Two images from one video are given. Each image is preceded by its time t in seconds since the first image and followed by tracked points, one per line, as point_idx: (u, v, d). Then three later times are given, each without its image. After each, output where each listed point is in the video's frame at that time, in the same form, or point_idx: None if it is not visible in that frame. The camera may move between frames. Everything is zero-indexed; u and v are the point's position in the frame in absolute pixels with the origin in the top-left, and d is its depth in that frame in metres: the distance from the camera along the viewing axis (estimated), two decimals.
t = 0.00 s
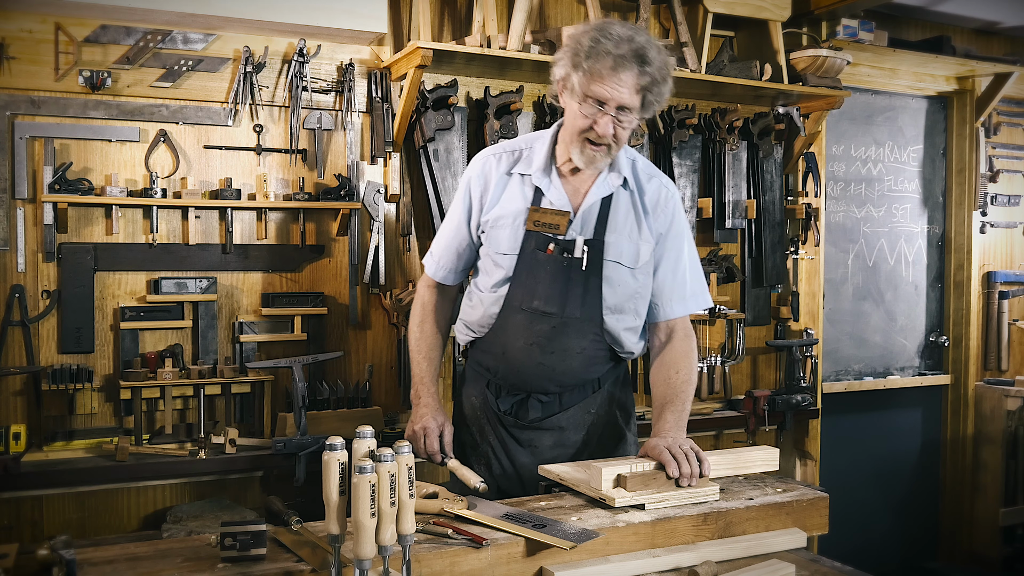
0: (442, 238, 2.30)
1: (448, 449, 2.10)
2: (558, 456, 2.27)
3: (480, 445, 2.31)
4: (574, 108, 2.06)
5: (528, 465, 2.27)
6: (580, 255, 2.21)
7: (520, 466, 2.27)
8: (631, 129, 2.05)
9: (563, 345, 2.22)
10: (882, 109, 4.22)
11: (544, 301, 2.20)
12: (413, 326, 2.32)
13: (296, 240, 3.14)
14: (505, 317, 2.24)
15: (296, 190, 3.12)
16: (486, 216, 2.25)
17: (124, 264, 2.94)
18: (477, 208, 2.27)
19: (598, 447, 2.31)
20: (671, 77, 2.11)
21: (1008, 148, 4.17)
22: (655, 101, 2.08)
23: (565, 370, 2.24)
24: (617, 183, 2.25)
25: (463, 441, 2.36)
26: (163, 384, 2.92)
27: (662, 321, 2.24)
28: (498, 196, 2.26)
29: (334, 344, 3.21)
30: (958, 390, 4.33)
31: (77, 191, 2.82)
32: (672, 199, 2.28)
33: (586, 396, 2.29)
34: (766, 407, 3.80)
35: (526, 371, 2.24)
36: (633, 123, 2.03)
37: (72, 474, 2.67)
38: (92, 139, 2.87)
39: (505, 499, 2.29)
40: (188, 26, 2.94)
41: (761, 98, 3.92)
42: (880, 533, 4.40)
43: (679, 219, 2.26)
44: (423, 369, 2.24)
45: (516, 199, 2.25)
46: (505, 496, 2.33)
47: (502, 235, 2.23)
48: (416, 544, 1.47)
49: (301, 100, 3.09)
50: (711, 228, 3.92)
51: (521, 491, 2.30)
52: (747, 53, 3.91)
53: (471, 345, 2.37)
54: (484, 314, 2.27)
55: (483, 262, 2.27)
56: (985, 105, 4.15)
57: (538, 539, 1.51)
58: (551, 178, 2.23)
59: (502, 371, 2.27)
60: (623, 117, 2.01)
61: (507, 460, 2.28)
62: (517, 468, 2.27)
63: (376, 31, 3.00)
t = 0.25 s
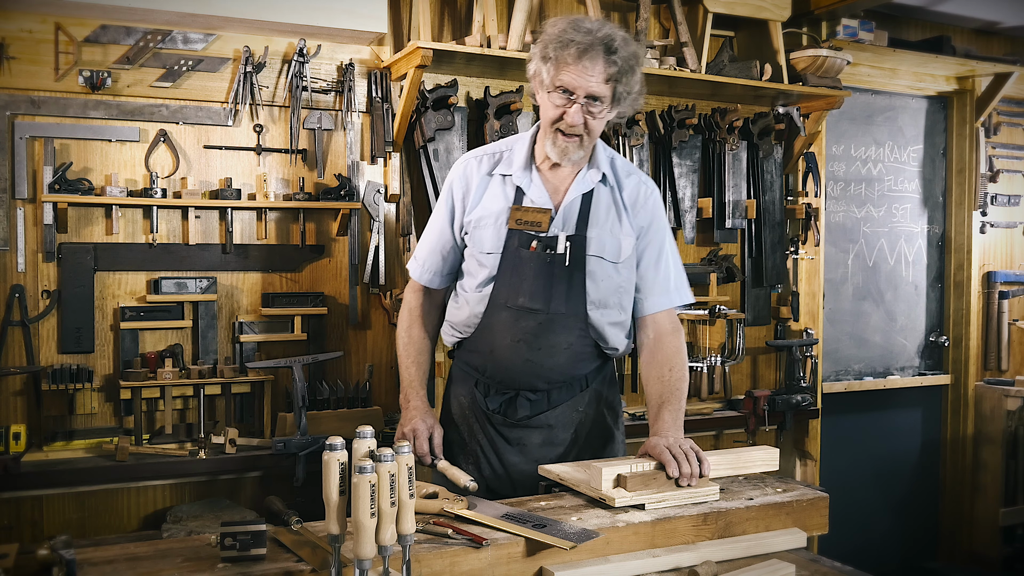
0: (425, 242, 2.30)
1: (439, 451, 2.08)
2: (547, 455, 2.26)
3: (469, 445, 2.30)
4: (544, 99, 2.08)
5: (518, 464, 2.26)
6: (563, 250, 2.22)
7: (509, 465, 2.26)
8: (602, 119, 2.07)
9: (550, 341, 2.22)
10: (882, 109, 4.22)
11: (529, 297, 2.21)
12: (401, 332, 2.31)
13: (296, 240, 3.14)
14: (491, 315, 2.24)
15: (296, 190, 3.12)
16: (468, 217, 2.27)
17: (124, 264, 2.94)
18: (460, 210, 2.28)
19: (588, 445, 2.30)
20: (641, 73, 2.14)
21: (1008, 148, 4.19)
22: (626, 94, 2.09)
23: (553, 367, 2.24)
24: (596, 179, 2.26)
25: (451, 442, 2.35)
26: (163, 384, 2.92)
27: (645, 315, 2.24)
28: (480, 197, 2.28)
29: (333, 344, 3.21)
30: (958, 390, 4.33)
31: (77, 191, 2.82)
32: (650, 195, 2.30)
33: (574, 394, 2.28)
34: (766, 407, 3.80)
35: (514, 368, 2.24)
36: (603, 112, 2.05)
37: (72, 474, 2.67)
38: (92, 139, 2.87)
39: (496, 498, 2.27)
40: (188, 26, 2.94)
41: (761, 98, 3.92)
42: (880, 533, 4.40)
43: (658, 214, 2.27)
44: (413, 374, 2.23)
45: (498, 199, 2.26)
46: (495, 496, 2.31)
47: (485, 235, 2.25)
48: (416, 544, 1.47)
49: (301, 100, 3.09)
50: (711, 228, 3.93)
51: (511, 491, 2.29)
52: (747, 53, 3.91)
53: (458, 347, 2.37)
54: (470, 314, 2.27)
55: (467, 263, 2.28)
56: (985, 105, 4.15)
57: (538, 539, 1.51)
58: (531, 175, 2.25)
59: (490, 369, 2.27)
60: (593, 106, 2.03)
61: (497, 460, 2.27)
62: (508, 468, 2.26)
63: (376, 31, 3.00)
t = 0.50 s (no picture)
0: (414, 245, 2.30)
1: (436, 449, 2.03)
2: (547, 451, 2.27)
3: (468, 446, 2.30)
4: (529, 102, 2.08)
5: (518, 462, 2.27)
6: (553, 250, 2.22)
7: (510, 463, 2.26)
8: (586, 122, 2.07)
9: (545, 340, 2.23)
10: (882, 109, 4.22)
11: (522, 298, 2.21)
12: (393, 336, 2.27)
13: (296, 240, 3.14)
14: (484, 316, 2.24)
15: (296, 190, 3.12)
16: (457, 220, 2.26)
17: (124, 264, 2.94)
18: (448, 214, 2.28)
19: (587, 439, 2.32)
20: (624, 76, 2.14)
21: (1008, 148, 4.18)
22: (610, 97, 2.10)
23: (548, 366, 2.24)
24: (583, 179, 2.26)
25: (449, 444, 2.34)
26: (163, 384, 2.92)
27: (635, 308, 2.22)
28: (468, 200, 2.27)
29: (334, 345, 3.21)
30: (958, 390, 4.33)
31: (77, 191, 2.82)
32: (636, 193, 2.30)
33: (570, 390, 2.29)
34: (766, 407, 3.80)
35: (509, 368, 2.24)
36: (587, 115, 2.05)
37: (71, 474, 2.67)
38: (92, 139, 2.87)
39: (500, 497, 2.27)
40: (188, 25, 2.94)
41: (760, 98, 3.92)
42: (880, 533, 4.40)
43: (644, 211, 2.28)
44: (406, 375, 2.18)
45: (486, 202, 2.25)
46: (498, 494, 2.31)
47: (475, 237, 2.24)
48: (416, 544, 1.47)
49: (301, 100, 3.09)
50: (711, 228, 3.93)
51: (513, 488, 2.29)
52: (747, 53, 3.91)
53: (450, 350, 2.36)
54: (462, 316, 2.27)
55: (458, 266, 2.28)
56: (985, 105, 4.15)
57: (538, 539, 1.51)
58: (518, 177, 2.24)
59: (485, 370, 2.27)
60: (577, 109, 2.03)
61: (497, 459, 2.27)
62: (509, 466, 2.27)
63: (376, 31, 3.00)
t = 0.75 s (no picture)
0: (412, 244, 2.28)
1: (440, 446, 2.04)
2: (548, 452, 2.27)
3: (467, 446, 2.29)
4: (529, 101, 2.08)
5: (518, 462, 2.27)
6: (553, 251, 2.24)
7: (510, 464, 2.26)
8: (586, 122, 2.07)
9: (545, 340, 2.24)
10: (882, 109, 4.22)
11: (523, 298, 2.22)
12: (392, 334, 2.25)
13: (296, 240, 3.14)
14: (484, 316, 2.24)
15: (296, 190, 3.12)
16: (456, 220, 2.25)
17: (124, 264, 2.94)
18: (447, 213, 2.27)
19: (586, 441, 2.31)
20: (623, 76, 2.15)
21: (1008, 148, 4.15)
22: (609, 97, 2.10)
23: (548, 365, 2.25)
24: (582, 179, 2.27)
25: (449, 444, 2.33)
26: (163, 384, 2.92)
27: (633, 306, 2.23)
28: (467, 200, 2.26)
29: (334, 345, 3.21)
30: (958, 390, 4.32)
31: (77, 191, 2.82)
32: (634, 193, 2.32)
33: (570, 390, 2.30)
34: (766, 407, 3.80)
35: (510, 368, 2.25)
36: (586, 115, 2.05)
37: (71, 474, 2.67)
38: (92, 139, 2.87)
39: (499, 497, 2.27)
40: (188, 25, 2.94)
41: (760, 98, 3.92)
42: (880, 533, 4.40)
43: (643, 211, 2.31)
44: (408, 375, 2.18)
45: (485, 202, 2.25)
46: (497, 494, 2.31)
47: (474, 237, 2.24)
48: (416, 544, 1.47)
49: (301, 100, 3.09)
50: (711, 228, 3.93)
51: (512, 489, 2.29)
52: (747, 53, 3.91)
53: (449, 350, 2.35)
54: (462, 317, 2.26)
55: (457, 266, 2.27)
56: (985, 105, 4.13)
57: (538, 539, 1.51)
58: (517, 177, 2.25)
59: (486, 370, 2.26)
60: (577, 109, 2.03)
61: (497, 459, 2.26)
62: (509, 467, 2.26)
63: (376, 31, 3.01)
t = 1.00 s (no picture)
0: (414, 243, 2.27)
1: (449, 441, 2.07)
2: (546, 453, 2.27)
3: (466, 445, 2.30)
4: (537, 99, 2.08)
5: (516, 462, 2.27)
6: (555, 250, 2.24)
7: (508, 464, 2.27)
8: (593, 122, 2.08)
9: (546, 340, 2.24)
10: (882, 109, 4.22)
11: (525, 297, 2.22)
12: (396, 333, 2.25)
13: (296, 240, 3.14)
14: (485, 315, 2.24)
15: (296, 190, 3.12)
16: (458, 219, 2.25)
17: (124, 264, 2.94)
18: (449, 212, 2.27)
19: (585, 442, 2.31)
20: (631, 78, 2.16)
21: (1008, 148, 4.15)
22: (616, 99, 2.11)
23: (549, 365, 2.25)
24: (585, 179, 2.27)
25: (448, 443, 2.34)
26: (163, 384, 2.92)
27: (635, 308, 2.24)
28: (469, 199, 2.27)
29: (334, 345, 3.21)
30: (958, 390, 4.32)
31: (77, 191, 2.82)
32: (636, 193, 2.32)
33: (570, 391, 2.30)
34: (766, 407, 3.80)
35: (510, 368, 2.24)
36: (595, 116, 2.05)
37: (71, 474, 2.67)
38: (92, 139, 2.87)
39: (496, 497, 2.26)
40: (188, 26, 2.95)
41: (760, 98, 3.92)
42: (880, 533, 4.40)
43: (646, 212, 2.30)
44: (413, 371, 2.18)
45: (488, 201, 2.25)
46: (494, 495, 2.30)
47: (477, 236, 2.24)
48: (416, 544, 1.47)
49: (301, 100, 3.09)
50: (711, 228, 3.93)
51: (510, 489, 2.29)
52: (747, 53, 3.91)
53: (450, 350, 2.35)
54: (463, 316, 2.26)
55: (458, 265, 2.27)
56: (985, 105, 4.12)
57: (538, 539, 1.51)
58: (520, 176, 2.24)
59: (486, 370, 2.26)
60: (586, 109, 2.03)
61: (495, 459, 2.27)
62: (507, 468, 2.27)
63: (376, 31, 3.01)
